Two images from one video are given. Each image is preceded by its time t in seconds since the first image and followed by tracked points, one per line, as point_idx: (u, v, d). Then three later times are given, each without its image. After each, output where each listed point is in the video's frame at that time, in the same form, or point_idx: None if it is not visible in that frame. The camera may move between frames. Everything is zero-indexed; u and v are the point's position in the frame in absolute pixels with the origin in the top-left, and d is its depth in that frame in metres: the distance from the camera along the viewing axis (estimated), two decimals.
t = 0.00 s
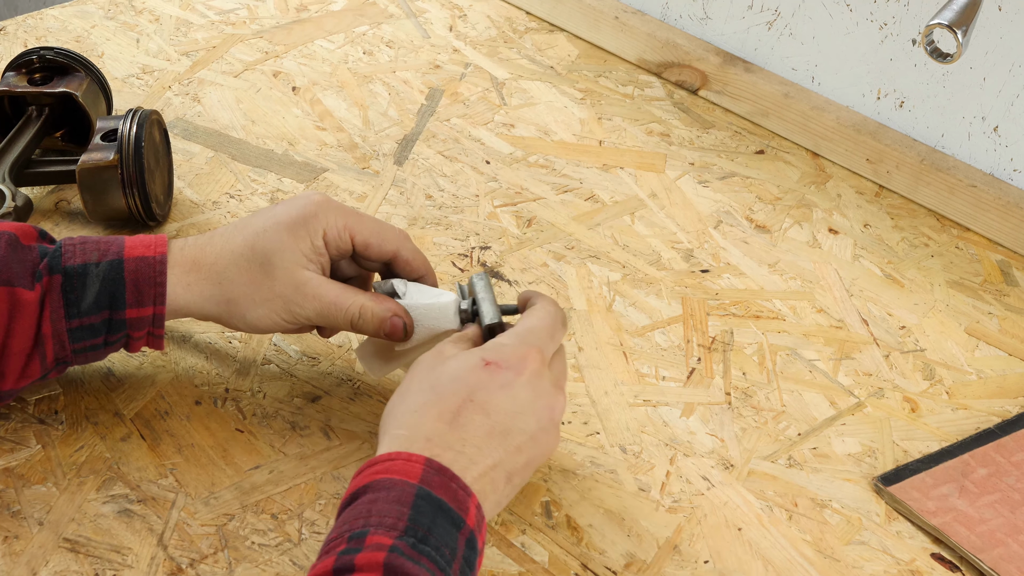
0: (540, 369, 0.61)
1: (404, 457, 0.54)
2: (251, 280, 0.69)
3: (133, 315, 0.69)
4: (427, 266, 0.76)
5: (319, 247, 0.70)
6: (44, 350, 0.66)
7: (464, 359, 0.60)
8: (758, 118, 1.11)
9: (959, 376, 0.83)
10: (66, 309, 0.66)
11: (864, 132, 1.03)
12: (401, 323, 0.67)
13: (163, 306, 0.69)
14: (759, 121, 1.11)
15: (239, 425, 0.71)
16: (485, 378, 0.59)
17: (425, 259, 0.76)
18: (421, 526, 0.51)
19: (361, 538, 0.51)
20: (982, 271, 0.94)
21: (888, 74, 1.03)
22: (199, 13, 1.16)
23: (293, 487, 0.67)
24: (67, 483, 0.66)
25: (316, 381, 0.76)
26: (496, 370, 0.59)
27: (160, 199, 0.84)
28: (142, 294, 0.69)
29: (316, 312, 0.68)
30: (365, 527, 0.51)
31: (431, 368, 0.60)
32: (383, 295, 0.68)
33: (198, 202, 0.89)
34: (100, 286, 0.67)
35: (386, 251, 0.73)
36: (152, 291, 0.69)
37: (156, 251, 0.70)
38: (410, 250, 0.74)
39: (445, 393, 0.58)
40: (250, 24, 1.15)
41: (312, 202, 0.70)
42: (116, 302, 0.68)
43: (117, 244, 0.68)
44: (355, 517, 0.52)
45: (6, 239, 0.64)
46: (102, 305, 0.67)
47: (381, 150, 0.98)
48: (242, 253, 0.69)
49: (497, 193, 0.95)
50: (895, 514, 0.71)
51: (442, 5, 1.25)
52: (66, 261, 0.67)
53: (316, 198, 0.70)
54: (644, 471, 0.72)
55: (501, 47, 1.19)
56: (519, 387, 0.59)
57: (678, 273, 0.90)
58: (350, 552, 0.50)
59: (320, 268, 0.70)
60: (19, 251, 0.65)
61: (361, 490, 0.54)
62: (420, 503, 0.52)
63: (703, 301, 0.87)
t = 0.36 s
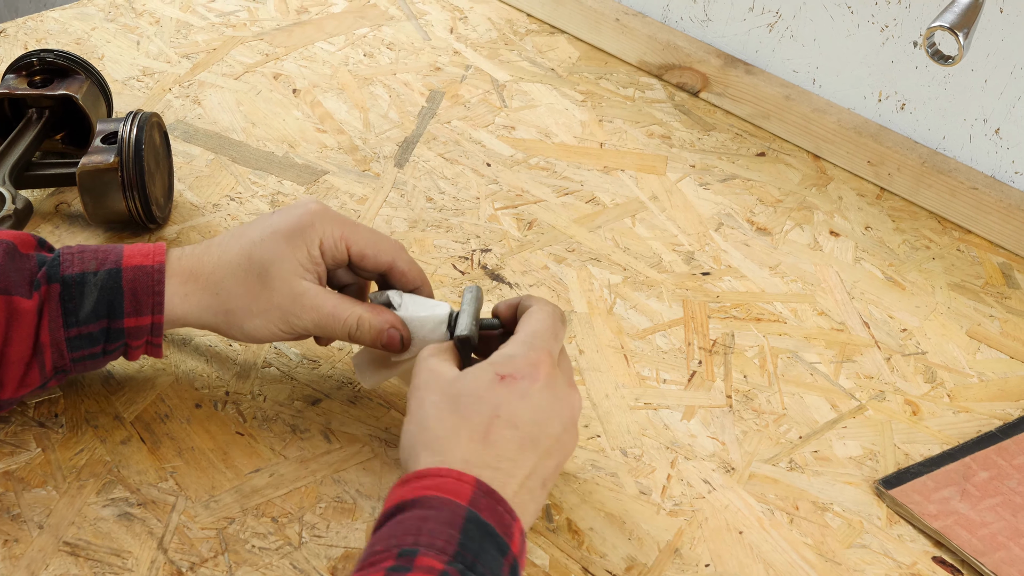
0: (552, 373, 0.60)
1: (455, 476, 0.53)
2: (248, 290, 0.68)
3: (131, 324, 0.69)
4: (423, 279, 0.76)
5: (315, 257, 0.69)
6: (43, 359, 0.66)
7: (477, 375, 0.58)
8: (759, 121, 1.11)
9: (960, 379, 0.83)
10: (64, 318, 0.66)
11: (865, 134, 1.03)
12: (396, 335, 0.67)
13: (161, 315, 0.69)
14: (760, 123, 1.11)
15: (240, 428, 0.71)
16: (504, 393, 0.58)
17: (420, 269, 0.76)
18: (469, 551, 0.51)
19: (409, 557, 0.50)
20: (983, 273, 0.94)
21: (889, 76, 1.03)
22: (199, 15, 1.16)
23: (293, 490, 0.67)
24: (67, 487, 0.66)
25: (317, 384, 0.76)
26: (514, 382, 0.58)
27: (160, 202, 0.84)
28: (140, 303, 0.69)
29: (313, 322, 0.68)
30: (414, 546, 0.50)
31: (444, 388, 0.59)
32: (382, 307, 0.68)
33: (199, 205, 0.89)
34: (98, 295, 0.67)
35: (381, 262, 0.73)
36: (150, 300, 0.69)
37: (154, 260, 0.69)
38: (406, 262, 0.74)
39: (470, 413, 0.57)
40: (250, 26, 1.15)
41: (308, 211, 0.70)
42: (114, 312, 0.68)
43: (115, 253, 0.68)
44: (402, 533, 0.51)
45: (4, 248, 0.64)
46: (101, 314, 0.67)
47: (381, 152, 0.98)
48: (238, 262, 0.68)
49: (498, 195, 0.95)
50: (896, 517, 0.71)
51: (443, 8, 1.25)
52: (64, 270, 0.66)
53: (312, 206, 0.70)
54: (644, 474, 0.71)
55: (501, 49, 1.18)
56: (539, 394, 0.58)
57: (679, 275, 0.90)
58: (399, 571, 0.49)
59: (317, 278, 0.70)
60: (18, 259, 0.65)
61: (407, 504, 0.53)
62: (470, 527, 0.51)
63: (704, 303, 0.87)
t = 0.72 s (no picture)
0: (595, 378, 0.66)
1: (562, 501, 0.58)
2: (237, 292, 0.69)
3: (130, 318, 0.68)
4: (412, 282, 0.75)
5: (302, 259, 0.70)
6: (43, 355, 0.66)
7: (545, 389, 0.63)
8: (761, 121, 1.11)
9: (963, 380, 0.83)
10: (63, 314, 0.66)
11: (867, 135, 1.03)
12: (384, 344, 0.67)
13: (160, 307, 0.69)
14: (761, 124, 1.11)
15: (241, 428, 0.71)
16: (573, 404, 0.62)
17: (408, 273, 0.75)
18: None
19: (512, 570, 0.53)
20: (985, 274, 0.94)
21: (891, 77, 1.03)
22: (201, 15, 1.16)
23: (295, 490, 0.67)
24: (69, 487, 0.66)
25: (318, 384, 0.76)
26: (577, 392, 0.63)
27: (161, 202, 0.84)
28: (139, 297, 0.68)
29: (301, 325, 0.68)
30: (517, 561, 0.53)
31: (518, 405, 0.62)
32: (367, 311, 0.69)
33: (200, 205, 0.89)
34: (97, 290, 0.67)
35: (368, 264, 0.72)
36: (148, 294, 0.68)
37: (152, 254, 0.69)
38: (394, 265, 0.73)
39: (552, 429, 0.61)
40: (252, 26, 1.15)
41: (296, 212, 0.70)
42: (113, 305, 0.68)
43: (112, 248, 0.67)
44: (506, 544, 0.55)
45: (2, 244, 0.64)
46: (100, 308, 0.67)
47: (383, 153, 0.98)
48: (227, 263, 0.68)
49: (499, 195, 0.95)
50: (898, 518, 0.71)
51: (444, 8, 1.25)
52: (63, 265, 0.66)
53: (299, 207, 0.70)
54: (646, 475, 0.71)
55: (503, 49, 1.18)
56: (597, 401, 0.64)
57: (681, 276, 0.90)
58: None
59: (305, 280, 0.70)
60: (15, 255, 0.65)
61: (512, 518, 0.56)
62: (569, 557, 0.55)
63: (706, 304, 0.87)
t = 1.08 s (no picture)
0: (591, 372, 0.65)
1: (552, 493, 0.58)
2: (233, 316, 0.68)
3: (131, 335, 0.68)
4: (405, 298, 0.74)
5: (295, 281, 0.69)
6: (44, 368, 0.66)
7: (535, 384, 0.63)
8: (760, 121, 1.11)
9: (962, 379, 0.83)
10: (65, 327, 0.66)
11: (866, 134, 1.03)
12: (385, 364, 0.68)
13: (162, 326, 0.69)
14: (761, 124, 1.11)
15: (241, 428, 0.71)
16: (562, 396, 0.62)
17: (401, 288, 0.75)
18: (558, 570, 0.54)
19: (505, 564, 0.53)
20: (984, 274, 0.94)
21: (891, 77, 1.03)
22: (200, 15, 1.16)
23: (295, 489, 0.67)
24: (69, 486, 0.66)
25: (318, 384, 0.76)
26: (568, 385, 0.63)
27: (161, 202, 0.84)
28: (141, 315, 0.68)
29: (295, 348, 0.69)
30: (509, 555, 0.53)
31: (507, 403, 0.62)
32: (360, 331, 0.69)
33: (200, 204, 0.89)
34: (99, 306, 0.67)
35: (362, 280, 0.72)
36: (151, 312, 0.68)
37: (156, 273, 0.69)
38: (387, 282, 0.72)
39: (538, 422, 0.61)
40: (251, 26, 1.15)
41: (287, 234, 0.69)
42: (116, 323, 0.68)
43: (117, 265, 0.68)
44: (497, 539, 0.54)
45: (5, 255, 0.64)
46: (102, 325, 0.67)
47: (383, 152, 0.98)
48: (221, 287, 0.68)
49: (499, 195, 0.95)
50: (897, 517, 0.71)
51: (444, 8, 1.25)
52: (66, 280, 0.66)
53: (292, 228, 0.69)
54: (646, 474, 0.71)
55: (502, 49, 1.18)
56: (591, 393, 0.63)
57: (680, 276, 0.90)
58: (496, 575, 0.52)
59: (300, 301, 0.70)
60: (18, 267, 0.64)
61: (502, 514, 0.56)
62: (561, 547, 0.55)
63: (706, 303, 0.87)
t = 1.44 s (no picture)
0: (555, 365, 0.64)
1: (502, 481, 0.56)
2: (228, 334, 0.68)
3: (128, 354, 0.68)
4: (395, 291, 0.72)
5: (285, 294, 0.67)
6: (39, 383, 0.66)
7: (491, 377, 0.62)
8: (759, 121, 1.11)
9: (960, 379, 0.83)
10: (61, 346, 0.66)
11: (864, 135, 1.03)
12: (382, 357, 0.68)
13: (159, 345, 0.69)
14: (759, 124, 1.11)
15: (240, 428, 0.71)
16: (517, 389, 0.61)
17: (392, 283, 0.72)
18: (515, 557, 0.53)
19: (458, 559, 0.52)
20: (982, 274, 0.94)
21: (889, 77, 1.03)
22: (199, 16, 1.16)
23: (293, 489, 0.67)
24: (67, 487, 0.66)
25: (316, 384, 0.76)
26: (524, 378, 0.62)
27: (160, 203, 0.84)
28: (138, 334, 0.68)
29: (295, 359, 0.69)
30: (462, 548, 0.52)
31: (461, 398, 0.61)
32: (358, 332, 0.70)
33: (198, 205, 0.89)
34: (95, 324, 0.66)
35: (353, 283, 0.70)
36: (147, 331, 0.68)
37: (152, 289, 0.68)
38: (378, 283, 0.70)
39: (489, 415, 0.59)
40: (250, 26, 1.15)
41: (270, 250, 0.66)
42: (112, 341, 0.68)
43: (114, 283, 0.67)
44: (449, 533, 0.54)
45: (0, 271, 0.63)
46: (98, 343, 0.67)
47: (381, 153, 0.98)
48: (212, 308, 0.68)
49: (497, 196, 0.95)
50: (895, 517, 0.71)
51: (442, 8, 1.25)
52: (63, 297, 0.66)
53: (275, 242, 0.66)
54: (644, 474, 0.71)
55: (501, 49, 1.18)
56: (550, 384, 0.62)
57: (678, 276, 0.90)
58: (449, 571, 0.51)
59: (293, 311, 0.69)
60: (14, 284, 0.64)
61: (454, 506, 0.55)
62: (516, 533, 0.54)
63: (704, 303, 0.87)
